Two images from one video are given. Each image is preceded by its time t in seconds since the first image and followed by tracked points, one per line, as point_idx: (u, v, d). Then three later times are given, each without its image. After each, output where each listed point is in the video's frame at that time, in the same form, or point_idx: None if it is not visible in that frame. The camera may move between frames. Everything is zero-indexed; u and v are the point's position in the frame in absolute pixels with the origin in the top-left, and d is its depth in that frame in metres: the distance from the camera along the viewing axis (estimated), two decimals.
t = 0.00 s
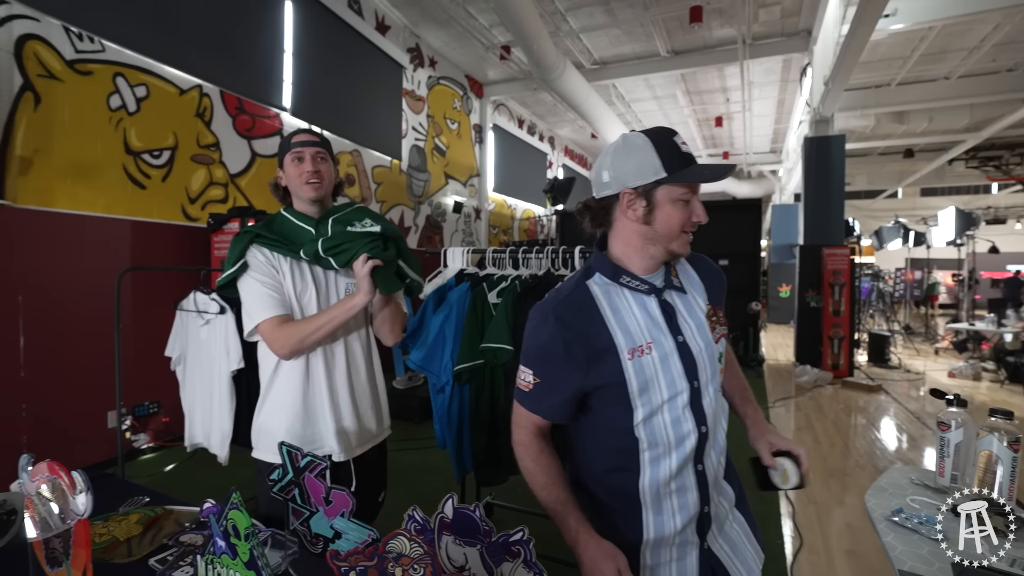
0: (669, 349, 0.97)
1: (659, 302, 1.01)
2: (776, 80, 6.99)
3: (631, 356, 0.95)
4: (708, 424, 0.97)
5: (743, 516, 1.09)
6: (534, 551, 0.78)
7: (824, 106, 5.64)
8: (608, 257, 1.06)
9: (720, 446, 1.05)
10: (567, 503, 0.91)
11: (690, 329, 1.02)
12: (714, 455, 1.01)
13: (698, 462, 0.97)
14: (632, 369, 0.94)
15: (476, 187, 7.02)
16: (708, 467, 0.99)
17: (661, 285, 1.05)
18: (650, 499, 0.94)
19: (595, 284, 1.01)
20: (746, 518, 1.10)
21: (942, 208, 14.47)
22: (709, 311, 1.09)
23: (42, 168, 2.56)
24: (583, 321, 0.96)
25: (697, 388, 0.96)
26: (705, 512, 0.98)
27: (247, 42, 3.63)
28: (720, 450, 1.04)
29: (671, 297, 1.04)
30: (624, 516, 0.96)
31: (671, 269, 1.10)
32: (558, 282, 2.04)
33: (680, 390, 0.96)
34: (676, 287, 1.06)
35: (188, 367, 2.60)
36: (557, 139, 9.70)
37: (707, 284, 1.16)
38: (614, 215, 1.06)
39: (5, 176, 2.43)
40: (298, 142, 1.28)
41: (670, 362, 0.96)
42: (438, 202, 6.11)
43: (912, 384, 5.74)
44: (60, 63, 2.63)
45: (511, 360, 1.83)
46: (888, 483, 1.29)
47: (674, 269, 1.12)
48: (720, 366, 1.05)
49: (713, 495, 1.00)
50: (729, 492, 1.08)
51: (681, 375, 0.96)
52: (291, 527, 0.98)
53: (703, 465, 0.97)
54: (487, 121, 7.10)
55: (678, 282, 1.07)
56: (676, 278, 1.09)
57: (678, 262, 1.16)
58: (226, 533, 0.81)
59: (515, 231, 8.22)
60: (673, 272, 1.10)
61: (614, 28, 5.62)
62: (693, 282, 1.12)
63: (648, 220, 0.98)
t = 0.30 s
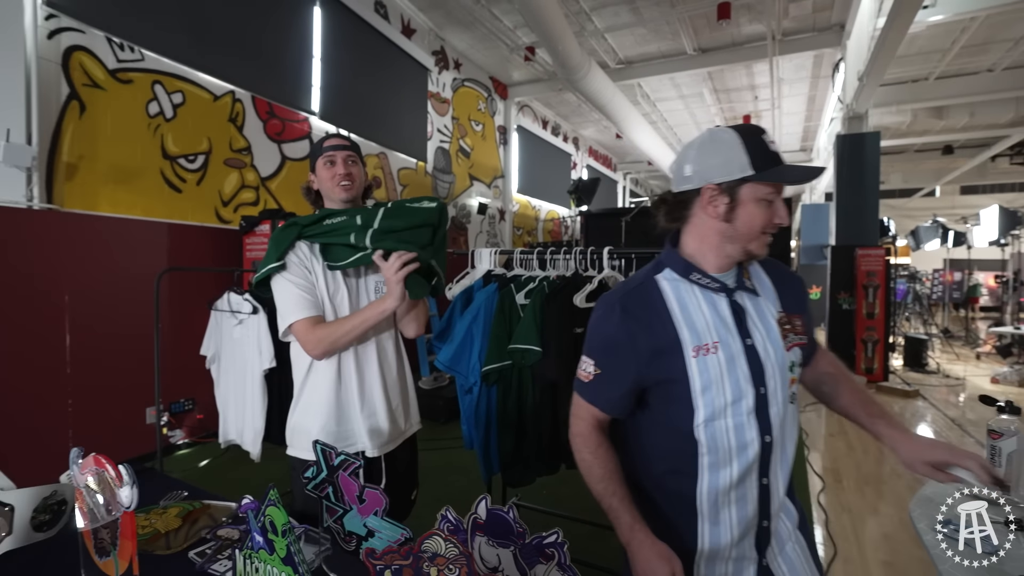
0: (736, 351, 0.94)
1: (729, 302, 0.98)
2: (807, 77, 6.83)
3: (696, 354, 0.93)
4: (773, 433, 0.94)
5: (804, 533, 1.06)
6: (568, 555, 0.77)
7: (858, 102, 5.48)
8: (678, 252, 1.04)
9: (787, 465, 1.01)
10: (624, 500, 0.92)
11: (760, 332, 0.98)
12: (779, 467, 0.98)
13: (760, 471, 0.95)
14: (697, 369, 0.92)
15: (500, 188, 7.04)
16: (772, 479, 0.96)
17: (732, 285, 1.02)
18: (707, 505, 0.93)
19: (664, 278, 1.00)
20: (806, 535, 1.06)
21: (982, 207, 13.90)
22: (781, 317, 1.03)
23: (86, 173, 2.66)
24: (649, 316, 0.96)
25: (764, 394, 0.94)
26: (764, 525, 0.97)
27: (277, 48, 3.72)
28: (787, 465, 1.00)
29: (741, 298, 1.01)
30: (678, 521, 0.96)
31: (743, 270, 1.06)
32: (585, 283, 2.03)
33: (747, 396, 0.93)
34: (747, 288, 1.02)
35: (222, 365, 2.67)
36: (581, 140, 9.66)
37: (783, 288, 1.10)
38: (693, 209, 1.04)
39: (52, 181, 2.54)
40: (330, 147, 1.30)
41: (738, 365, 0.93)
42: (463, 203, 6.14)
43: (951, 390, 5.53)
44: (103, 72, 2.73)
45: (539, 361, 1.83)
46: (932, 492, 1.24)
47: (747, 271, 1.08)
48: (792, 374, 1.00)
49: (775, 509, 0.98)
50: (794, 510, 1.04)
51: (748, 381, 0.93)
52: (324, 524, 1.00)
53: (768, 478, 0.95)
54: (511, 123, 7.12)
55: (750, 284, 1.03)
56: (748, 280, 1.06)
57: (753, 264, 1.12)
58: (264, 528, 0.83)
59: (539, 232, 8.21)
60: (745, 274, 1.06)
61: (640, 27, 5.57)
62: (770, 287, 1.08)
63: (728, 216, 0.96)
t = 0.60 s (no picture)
0: (799, 354, 0.91)
1: (800, 304, 0.94)
2: (824, 74, 6.73)
3: (754, 350, 0.91)
4: (829, 445, 0.90)
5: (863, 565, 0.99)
6: (587, 558, 0.76)
7: (878, 99, 5.38)
8: (756, 246, 1.01)
9: (849, 484, 0.96)
10: (666, 479, 0.94)
11: (832, 341, 0.92)
12: (836, 484, 0.93)
13: (811, 483, 0.91)
14: (753, 365, 0.91)
15: (513, 189, 7.04)
16: (825, 495, 0.92)
17: (809, 288, 0.96)
18: (748, 502, 0.93)
19: (734, 269, 0.99)
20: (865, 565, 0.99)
21: (1006, 205, 13.56)
22: (860, 331, 0.95)
23: (108, 176, 2.71)
24: (713, 304, 0.96)
25: (823, 404, 0.90)
26: (810, 542, 0.93)
27: (293, 51, 3.76)
28: (846, 484, 0.95)
29: (816, 303, 0.95)
30: (718, 514, 0.97)
31: (828, 273, 0.99)
32: (601, 283, 2.01)
33: (803, 403, 0.90)
34: (826, 294, 0.96)
35: (239, 365, 2.70)
36: (594, 140, 9.62)
37: (874, 298, 1.01)
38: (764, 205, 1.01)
39: (76, 185, 2.59)
40: (345, 150, 1.29)
41: (798, 370, 0.90)
42: (476, 204, 6.15)
43: (974, 393, 5.40)
44: (124, 77, 2.78)
45: (554, 362, 1.82)
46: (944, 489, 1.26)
47: (835, 275, 1.01)
48: (864, 391, 0.93)
49: (826, 528, 0.93)
50: (853, 536, 0.98)
51: (807, 387, 0.90)
52: (342, 523, 1.00)
53: (818, 493, 0.92)
54: (524, 123, 7.11)
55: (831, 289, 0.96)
56: (830, 285, 0.99)
57: (844, 267, 1.03)
58: (283, 528, 0.84)
59: (552, 232, 8.20)
60: (829, 278, 0.99)
61: (654, 25, 5.53)
62: (860, 295, 1.00)
63: (781, 206, 0.94)
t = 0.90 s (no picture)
0: (831, 352, 0.90)
1: (833, 302, 0.92)
2: (833, 71, 6.68)
3: (783, 345, 0.91)
4: (859, 447, 0.89)
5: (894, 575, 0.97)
6: (589, 556, 0.76)
7: (887, 97, 5.34)
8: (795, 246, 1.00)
9: (879, 490, 0.94)
10: (693, 463, 0.95)
11: (867, 341, 0.90)
12: (865, 487, 0.92)
13: (838, 486, 0.90)
14: (782, 362, 0.91)
15: (520, 188, 7.04)
16: (853, 498, 0.91)
17: (843, 286, 0.95)
18: (773, 499, 0.93)
19: (770, 267, 0.98)
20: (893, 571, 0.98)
21: (1020, 202, 13.37)
22: (898, 333, 0.93)
23: (119, 178, 2.75)
24: (744, 298, 0.96)
25: (854, 404, 0.88)
26: (837, 547, 0.92)
27: (300, 52, 3.79)
28: (877, 489, 0.93)
29: (852, 301, 0.93)
30: (745, 512, 0.98)
31: (868, 270, 0.96)
32: (606, 283, 2.01)
33: (834, 403, 0.89)
34: (863, 293, 0.93)
35: (247, 364, 2.73)
36: (601, 139, 9.60)
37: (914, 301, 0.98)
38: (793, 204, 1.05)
39: (88, 186, 2.63)
40: (347, 153, 1.32)
41: (829, 368, 0.89)
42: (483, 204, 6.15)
43: (986, 394, 5.34)
44: (135, 80, 2.82)
45: (559, 362, 1.82)
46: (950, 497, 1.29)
47: (875, 273, 0.98)
48: (900, 394, 0.92)
49: (854, 533, 0.92)
50: (885, 546, 0.96)
51: (837, 386, 0.89)
52: (347, 521, 1.01)
53: (847, 496, 0.91)
54: (530, 123, 7.12)
55: (869, 289, 0.94)
56: (870, 283, 0.96)
57: (890, 268, 1.01)
58: (289, 524, 0.85)
59: (558, 232, 8.20)
60: (869, 276, 0.96)
61: (660, 24, 5.52)
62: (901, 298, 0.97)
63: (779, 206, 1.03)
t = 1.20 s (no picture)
0: (823, 351, 0.90)
1: (830, 301, 0.91)
2: (855, 69, 6.55)
3: (776, 342, 0.93)
4: (852, 445, 0.88)
5: None
6: (585, 550, 0.79)
7: (911, 94, 5.23)
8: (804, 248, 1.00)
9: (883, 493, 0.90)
10: (699, 433, 0.99)
11: (865, 340, 0.88)
12: (863, 489, 0.90)
13: (832, 483, 0.90)
14: (773, 358, 0.93)
15: (537, 190, 7.07)
16: (848, 497, 0.90)
17: (845, 284, 0.93)
18: (769, 492, 0.95)
19: (777, 265, 0.99)
20: None
21: None
22: (905, 332, 0.89)
23: (146, 183, 2.85)
24: (745, 297, 0.99)
25: (844, 402, 0.88)
26: (832, 546, 0.91)
27: (319, 57, 3.87)
28: (877, 492, 0.90)
29: (851, 300, 0.91)
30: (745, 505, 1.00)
31: (876, 267, 0.93)
32: (614, 284, 2.02)
33: (824, 400, 0.89)
34: (865, 292, 0.90)
35: (266, 362, 2.80)
36: (618, 140, 9.57)
37: (936, 297, 0.91)
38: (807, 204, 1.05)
39: (117, 190, 2.74)
40: (353, 157, 1.37)
41: (821, 365, 0.89)
42: (499, 205, 6.20)
43: (1016, 399, 5.17)
44: (162, 88, 2.92)
45: (568, 363, 1.86)
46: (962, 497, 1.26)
47: (888, 270, 0.93)
48: (903, 396, 0.87)
49: (850, 531, 0.91)
50: (894, 554, 0.92)
51: (827, 384, 0.89)
52: (356, 513, 1.05)
53: (841, 494, 0.89)
54: (547, 124, 7.14)
55: (873, 287, 0.90)
56: (877, 281, 0.92)
57: (904, 264, 0.93)
58: (300, 514, 0.89)
59: (575, 233, 8.21)
60: (876, 273, 0.92)
61: (676, 24, 5.49)
62: (917, 295, 0.91)
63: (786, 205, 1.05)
